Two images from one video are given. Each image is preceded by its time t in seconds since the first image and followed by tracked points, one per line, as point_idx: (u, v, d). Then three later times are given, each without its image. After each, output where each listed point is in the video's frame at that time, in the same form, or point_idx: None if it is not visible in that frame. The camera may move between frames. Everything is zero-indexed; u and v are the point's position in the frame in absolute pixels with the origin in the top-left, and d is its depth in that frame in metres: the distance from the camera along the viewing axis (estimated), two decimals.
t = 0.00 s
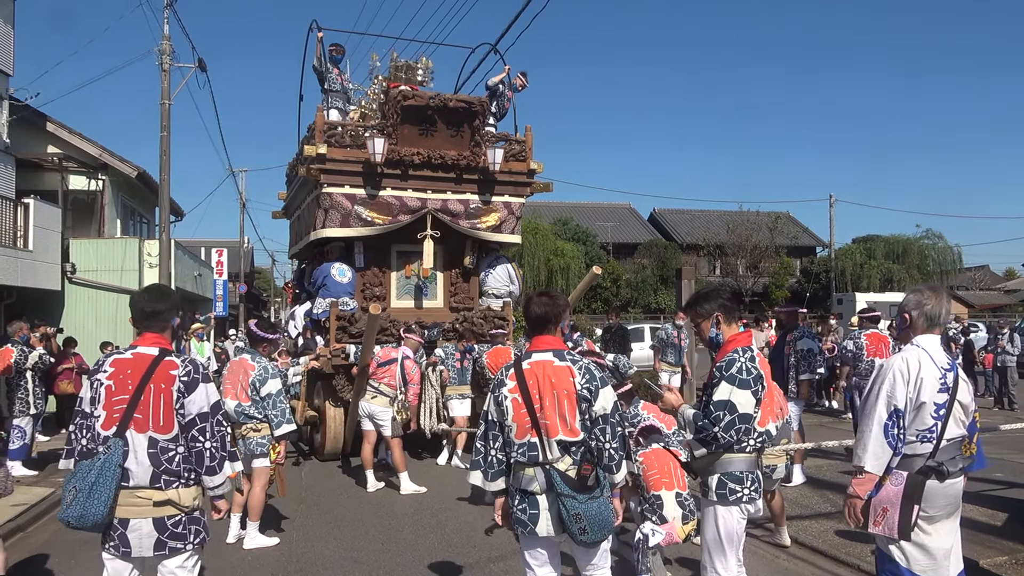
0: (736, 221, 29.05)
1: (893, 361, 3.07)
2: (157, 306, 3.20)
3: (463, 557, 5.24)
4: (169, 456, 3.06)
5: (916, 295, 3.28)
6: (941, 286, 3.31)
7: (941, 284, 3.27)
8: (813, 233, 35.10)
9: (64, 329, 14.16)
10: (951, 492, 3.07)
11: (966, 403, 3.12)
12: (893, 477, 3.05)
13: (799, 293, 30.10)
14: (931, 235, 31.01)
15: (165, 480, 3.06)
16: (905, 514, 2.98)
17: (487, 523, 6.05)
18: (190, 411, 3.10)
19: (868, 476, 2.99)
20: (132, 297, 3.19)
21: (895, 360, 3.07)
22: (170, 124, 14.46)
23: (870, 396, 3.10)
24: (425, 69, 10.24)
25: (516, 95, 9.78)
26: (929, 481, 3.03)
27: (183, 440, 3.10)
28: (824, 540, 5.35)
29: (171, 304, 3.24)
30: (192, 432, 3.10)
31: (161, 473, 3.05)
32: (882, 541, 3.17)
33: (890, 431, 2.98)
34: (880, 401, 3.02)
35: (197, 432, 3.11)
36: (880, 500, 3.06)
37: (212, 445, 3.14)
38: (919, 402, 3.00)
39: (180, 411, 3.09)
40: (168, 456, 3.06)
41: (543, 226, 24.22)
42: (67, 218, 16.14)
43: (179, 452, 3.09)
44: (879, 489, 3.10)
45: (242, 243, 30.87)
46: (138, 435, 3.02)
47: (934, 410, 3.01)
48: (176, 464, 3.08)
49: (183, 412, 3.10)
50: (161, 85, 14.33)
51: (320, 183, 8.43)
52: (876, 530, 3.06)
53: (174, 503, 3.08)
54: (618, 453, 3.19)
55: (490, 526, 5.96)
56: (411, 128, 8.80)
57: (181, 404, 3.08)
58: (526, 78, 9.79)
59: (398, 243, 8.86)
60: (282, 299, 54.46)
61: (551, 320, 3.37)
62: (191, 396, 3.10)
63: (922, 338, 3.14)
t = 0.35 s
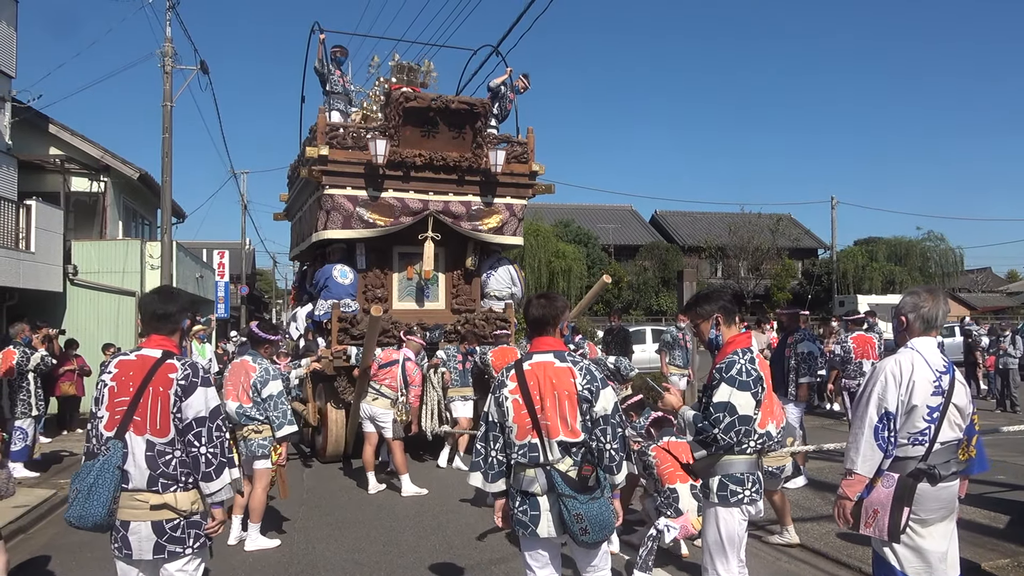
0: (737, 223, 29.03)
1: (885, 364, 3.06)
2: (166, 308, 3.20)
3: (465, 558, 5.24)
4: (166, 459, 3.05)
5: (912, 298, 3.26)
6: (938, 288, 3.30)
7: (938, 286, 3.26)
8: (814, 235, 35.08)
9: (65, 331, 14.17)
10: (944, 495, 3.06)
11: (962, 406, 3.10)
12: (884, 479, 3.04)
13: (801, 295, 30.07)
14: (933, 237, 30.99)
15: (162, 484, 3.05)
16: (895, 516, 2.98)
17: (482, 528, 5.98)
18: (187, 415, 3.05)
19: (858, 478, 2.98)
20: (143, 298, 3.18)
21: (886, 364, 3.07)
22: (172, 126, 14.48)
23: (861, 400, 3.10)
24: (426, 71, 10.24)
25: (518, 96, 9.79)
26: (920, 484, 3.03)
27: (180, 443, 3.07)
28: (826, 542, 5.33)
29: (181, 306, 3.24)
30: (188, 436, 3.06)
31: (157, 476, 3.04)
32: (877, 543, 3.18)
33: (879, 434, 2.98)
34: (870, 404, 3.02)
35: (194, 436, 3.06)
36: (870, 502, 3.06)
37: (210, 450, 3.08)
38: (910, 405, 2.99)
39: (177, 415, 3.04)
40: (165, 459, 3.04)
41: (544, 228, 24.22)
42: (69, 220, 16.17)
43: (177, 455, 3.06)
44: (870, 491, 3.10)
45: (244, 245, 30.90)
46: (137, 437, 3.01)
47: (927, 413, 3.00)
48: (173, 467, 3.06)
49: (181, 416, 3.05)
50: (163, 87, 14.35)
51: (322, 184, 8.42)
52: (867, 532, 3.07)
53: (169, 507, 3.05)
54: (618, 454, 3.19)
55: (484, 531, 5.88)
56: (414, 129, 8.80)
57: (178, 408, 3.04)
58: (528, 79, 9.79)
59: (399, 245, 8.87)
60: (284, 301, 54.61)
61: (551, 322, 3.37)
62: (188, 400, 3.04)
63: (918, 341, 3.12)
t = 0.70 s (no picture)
0: (739, 224, 29.02)
1: (881, 365, 3.05)
2: (147, 310, 3.19)
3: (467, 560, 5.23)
4: (156, 460, 3.04)
5: (908, 300, 3.24)
6: (935, 289, 3.29)
7: (934, 287, 3.25)
8: (816, 237, 35.07)
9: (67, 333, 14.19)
10: (943, 496, 3.04)
11: (959, 406, 3.09)
12: (882, 480, 3.03)
13: (802, 296, 30.04)
14: (935, 239, 30.98)
15: (153, 486, 3.03)
16: (893, 516, 2.97)
17: (482, 534, 5.87)
18: (176, 414, 3.06)
19: (856, 480, 2.97)
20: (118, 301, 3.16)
21: (883, 365, 3.06)
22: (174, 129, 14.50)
23: (857, 401, 3.09)
24: (428, 72, 10.25)
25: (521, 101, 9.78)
26: (918, 485, 3.01)
27: (169, 443, 3.06)
28: (829, 544, 5.31)
29: (161, 307, 3.24)
30: (177, 435, 3.06)
31: (147, 477, 3.02)
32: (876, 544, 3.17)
33: (875, 435, 2.96)
34: (866, 405, 3.01)
35: (183, 435, 3.07)
36: (868, 503, 3.05)
37: (199, 447, 3.10)
38: (907, 406, 2.98)
39: (165, 413, 3.05)
40: (154, 460, 3.03)
41: (546, 230, 24.23)
42: (71, 222, 16.19)
43: (166, 455, 3.05)
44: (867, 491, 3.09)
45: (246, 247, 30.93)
46: (125, 439, 3.00)
47: (923, 413, 2.99)
48: (163, 468, 3.04)
49: (168, 415, 3.06)
50: (165, 90, 14.38)
51: (324, 186, 8.41)
52: (865, 532, 3.07)
53: (159, 510, 3.04)
54: (619, 456, 3.17)
55: (482, 537, 5.78)
56: (416, 130, 8.80)
57: (166, 407, 3.04)
58: (531, 84, 9.78)
59: (402, 246, 8.86)
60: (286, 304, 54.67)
61: (551, 324, 3.36)
62: (176, 398, 3.05)
63: (915, 341, 3.11)
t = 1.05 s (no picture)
0: (740, 225, 29.02)
1: (882, 365, 3.05)
2: (130, 310, 3.20)
3: (468, 561, 5.23)
4: (145, 457, 3.04)
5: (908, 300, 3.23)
6: (935, 289, 3.28)
7: (933, 287, 3.25)
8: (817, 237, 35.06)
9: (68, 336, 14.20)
10: (945, 496, 3.04)
11: (961, 406, 3.09)
12: (884, 481, 3.03)
13: (804, 297, 30.03)
14: (936, 239, 30.97)
15: (144, 484, 3.03)
16: (895, 518, 2.96)
17: (482, 536, 5.85)
18: (164, 409, 3.07)
19: (860, 481, 2.96)
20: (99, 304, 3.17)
21: (885, 365, 3.05)
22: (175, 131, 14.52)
23: (860, 401, 3.08)
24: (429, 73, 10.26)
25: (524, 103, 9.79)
26: (920, 485, 3.02)
27: (158, 440, 3.07)
28: (831, 545, 5.31)
29: (143, 307, 3.24)
30: (166, 432, 3.07)
31: (138, 476, 3.02)
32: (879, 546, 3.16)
33: (878, 436, 2.96)
34: (869, 406, 3.00)
35: (172, 430, 3.08)
36: (871, 504, 3.05)
37: (188, 443, 3.11)
38: (909, 406, 2.98)
39: (153, 410, 3.06)
40: (144, 458, 3.04)
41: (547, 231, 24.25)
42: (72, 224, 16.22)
43: (156, 452, 3.06)
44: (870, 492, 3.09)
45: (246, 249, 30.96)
46: (113, 438, 3.00)
47: (925, 413, 2.99)
48: (152, 465, 3.05)
49: (156, 410, 3.07)
50: (166, 91, 14.40)
51: (326, 186, 8.41)
52: (868, 534, 3.06)
53: (150, 510, 3.04)
54: (621, 456, 3.17)
55: (480, 540, 5.75)
56: (418, 131, 8.80)
57: (153, 403, 3.05)
58: (533, 86, 9.79)
59: (404, 248, 8.86)
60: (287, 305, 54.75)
61: (552, 324, 3.36)
62: (163, 393, 3.07)
63: (915, 341, 3.11)
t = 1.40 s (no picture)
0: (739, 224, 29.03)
1: (883, 362, 3.05)
2: (132, 309, 3.18)
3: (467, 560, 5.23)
4: (148, 459, 3.03)
5: (909, 300, 3.23)
6: (935, 288, 3.28)
7: (935, 285, 3.25)
8: (816, 236, 35.09)
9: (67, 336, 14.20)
10: (945, 494, 3.04)
11: (961, 404, 3.09)
12: (885, 479, 3.04)
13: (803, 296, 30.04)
14: (935, 237, 31.00)
15: (146, 486, 3.02)
16: (897, 515, 2.98)
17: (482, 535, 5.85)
18: (169, 410, 3.07)
19: (860, 478, 2.97)
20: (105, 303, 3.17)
21: (884, 363, 3.06)
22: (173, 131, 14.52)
23: (860, 400, 3.09)
24: (429, 72, 10.25)
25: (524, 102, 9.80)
26: (920, 483, 3.02)
27: (161, 441, 3.06)
28: (830, 543, 5.31)
29: (147, 306, 3.22)
30: (171, 433, 3.07)
31: (141, 478, 3.01)
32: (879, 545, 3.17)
33: (879, 434, 2.97)
34: (869, 404, 3.01)
35: (177, 432, 3.09)
36: (872, 502, 3.06)
37: (193, 444, 3.12)
38: (909, 403, 2.98)
39: (158, 410, 3.05)
40: (147, 460, 3.02)
41: (546, 230, 24.26)
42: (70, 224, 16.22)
43: (159, 453, 3.05)
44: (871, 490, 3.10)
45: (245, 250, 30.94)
46: (116, 439, 2.99)
47: (926, 411, 2.99)
48: (155, 467, 3.04)
49: (161, 411, 3.06)
50: (164, 91, 14.38)
51: (326, 184, 8.40)
52: (870, 532, 3.06)
53: (153, 511, 3.04)
54: (620, 455, 3.14)
55: (477, 539, 5.73)
56: (419, 129, 8.81)
57: (158, 404, 3.04)
58: (535, 85, 9.79)
59: (404, 246, 8.85)
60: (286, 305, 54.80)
61: (551, 323, 3.36)
62: (168, 394, 3.06)
63: (915, 339, 3.11)
